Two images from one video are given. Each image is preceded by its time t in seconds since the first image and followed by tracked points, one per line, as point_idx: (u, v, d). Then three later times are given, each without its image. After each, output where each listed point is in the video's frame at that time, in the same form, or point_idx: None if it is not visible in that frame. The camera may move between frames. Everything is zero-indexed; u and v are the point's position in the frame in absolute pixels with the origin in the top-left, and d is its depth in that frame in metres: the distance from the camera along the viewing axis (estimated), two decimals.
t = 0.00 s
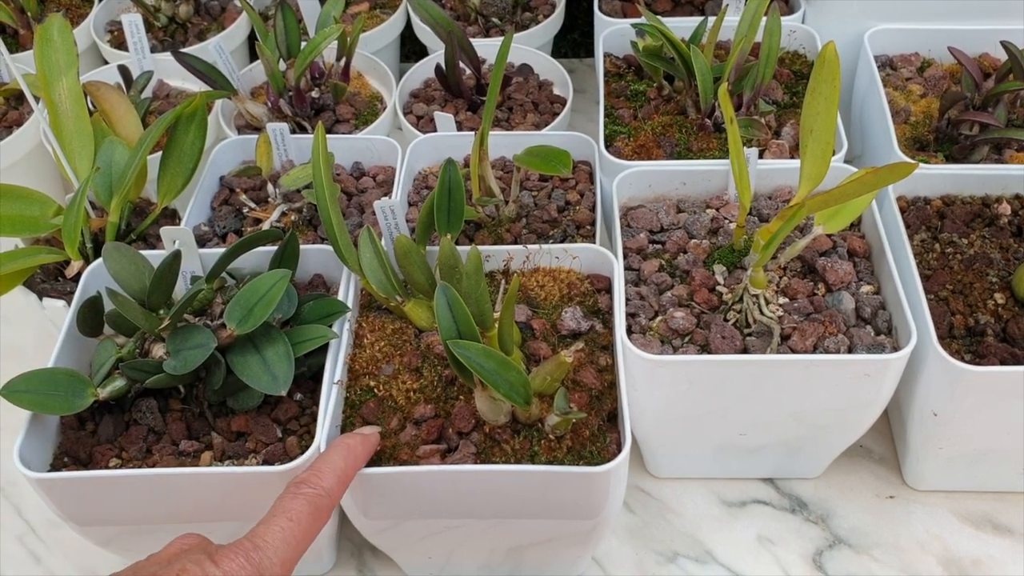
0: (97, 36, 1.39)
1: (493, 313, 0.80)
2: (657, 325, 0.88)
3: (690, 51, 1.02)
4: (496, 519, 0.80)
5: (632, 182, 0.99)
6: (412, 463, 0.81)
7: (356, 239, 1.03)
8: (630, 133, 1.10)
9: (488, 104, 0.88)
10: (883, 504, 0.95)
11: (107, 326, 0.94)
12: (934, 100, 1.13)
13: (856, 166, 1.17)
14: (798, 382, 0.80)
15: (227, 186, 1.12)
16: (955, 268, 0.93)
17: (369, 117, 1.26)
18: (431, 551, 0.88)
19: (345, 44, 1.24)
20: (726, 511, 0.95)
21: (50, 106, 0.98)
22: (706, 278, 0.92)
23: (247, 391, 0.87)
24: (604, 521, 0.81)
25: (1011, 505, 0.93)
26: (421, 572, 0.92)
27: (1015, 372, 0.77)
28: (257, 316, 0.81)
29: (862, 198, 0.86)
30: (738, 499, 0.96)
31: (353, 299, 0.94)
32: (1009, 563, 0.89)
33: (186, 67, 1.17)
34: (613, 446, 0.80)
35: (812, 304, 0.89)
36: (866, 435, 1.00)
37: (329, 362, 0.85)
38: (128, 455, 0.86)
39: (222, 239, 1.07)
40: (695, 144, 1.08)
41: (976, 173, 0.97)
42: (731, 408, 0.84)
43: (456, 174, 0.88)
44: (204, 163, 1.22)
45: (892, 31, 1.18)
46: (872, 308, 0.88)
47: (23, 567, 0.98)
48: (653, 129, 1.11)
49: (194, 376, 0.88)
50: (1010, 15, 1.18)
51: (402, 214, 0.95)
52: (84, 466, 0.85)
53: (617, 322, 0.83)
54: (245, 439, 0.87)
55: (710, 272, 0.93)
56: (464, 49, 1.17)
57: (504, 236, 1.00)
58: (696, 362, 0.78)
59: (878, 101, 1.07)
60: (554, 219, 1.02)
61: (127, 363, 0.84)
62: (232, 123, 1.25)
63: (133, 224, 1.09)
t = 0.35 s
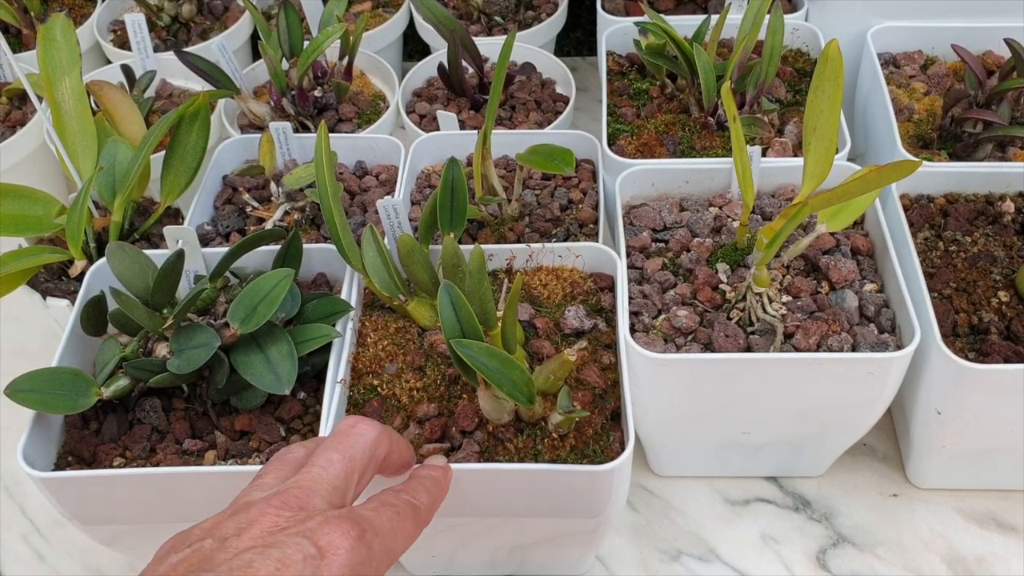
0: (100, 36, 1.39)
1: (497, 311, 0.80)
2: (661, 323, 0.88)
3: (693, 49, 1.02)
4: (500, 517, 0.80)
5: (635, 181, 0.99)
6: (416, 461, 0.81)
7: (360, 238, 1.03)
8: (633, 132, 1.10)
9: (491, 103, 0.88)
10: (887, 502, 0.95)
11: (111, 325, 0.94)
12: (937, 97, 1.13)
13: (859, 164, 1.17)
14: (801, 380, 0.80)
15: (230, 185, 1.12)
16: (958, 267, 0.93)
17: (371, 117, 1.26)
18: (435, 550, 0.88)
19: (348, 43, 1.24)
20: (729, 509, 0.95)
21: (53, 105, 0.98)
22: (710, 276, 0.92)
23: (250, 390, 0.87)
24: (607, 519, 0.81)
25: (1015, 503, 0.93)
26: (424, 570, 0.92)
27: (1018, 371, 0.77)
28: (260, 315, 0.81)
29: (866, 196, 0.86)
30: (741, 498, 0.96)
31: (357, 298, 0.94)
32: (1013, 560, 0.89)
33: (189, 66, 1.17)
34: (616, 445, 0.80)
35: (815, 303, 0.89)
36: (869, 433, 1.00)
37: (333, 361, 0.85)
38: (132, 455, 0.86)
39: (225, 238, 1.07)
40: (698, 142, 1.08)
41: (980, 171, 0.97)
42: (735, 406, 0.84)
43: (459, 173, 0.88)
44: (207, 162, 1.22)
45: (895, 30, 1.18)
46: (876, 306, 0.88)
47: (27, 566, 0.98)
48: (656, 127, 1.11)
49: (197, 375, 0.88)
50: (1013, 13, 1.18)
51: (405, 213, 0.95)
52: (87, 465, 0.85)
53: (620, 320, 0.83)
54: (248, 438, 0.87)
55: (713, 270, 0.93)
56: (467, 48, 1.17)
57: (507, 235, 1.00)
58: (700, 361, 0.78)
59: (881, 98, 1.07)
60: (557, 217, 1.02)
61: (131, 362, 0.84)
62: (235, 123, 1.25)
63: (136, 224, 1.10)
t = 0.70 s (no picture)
0: (100, 36, 1.39)
1: (496, 311, 0.80)
2: (660, 323, 0.88)
3: (693, 49, 1.02)
4: (500, 517, 0.80)
5: (635, 181, 0.99)
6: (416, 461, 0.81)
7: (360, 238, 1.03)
8: (633, 131, 1.10)
9: (491, 102, 0.88)
10: (887, 502, 0.95)
11: (111, 325, 0.94)
12: (937, 97, 1.13)
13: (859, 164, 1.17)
14: (802, 380, 0.80)
15: (230, 185, 1.12)
16: (958, 266, 0.93)
17: (371, 117, 1.26)
18: (435, 550, 0.88)
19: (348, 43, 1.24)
20: (730, 509, 0.95)
21: (53, 106, 0.98)
22: (709, 276, 0.92)
23: (250, 390, 0.87)
24: (607, 520, 0.81)
25: (1015, 503, 0.93)
26: (424, 570, 0.92)
27: (1017, 371, 0.77)
28: (260, 315, 0.81)
29: (865, 195, 0.86)
30: (741, 498, 0.96)
31: (356, 298, 0.94)
32: (1013, 560, 0.89)
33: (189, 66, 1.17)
34: (616, 445, 0.80)
35: (815, 303, 0.89)
36: (869, 433, 1.00)
37: (333, 361, 0.85)
38: (132, 455, 0.86)
39: (225, 238, 1.07)
40: (698, 141, 1.08)
41: (980, 171, 0.97)
42: (735, 406, 0.84)
43: (459, 173, 0.88)
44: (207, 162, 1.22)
45: (895, 30, 1.19)
46: (876, 306, 0.88)
47: (27, 566, 0.98)
48: (655, 127, 1.11)
49: (197, 375, 0.88)
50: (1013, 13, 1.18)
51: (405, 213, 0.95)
52: (87, 465, 0.85)
53: (620, 320, 0.83)
54: (248, 438, 0.87)
55: (713, 270, 0.93)
56: (467, 48, 1.17)
57: (507, 235, 1.00)
58: (701, 361, 0.78)
59: (881, 98, 1.07)
60: (557, 217, 1.02)
61: (130, 362, 0.84)
62: (235, 123, 1.25)
63: (136, 224, 1.10)
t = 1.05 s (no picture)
0: (99, 35, 1.39)
1: (497, 310, 0.80)
2: (660, 322, 0.88)
3: (693, 48, 1.02)
4: (500, 516, 0.80)
5: (635, 180, 0.99)
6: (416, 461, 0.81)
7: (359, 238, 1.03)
8: (633, 131, 1.11)
9: (490, 102, 0.88)
10: (886, 501, 0.95)
11: (110, 325, 0.94)
12: (936, 97, 1.13)
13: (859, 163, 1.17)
14: (802, 379, 0.80)
15: (229, 185, 1.12)
16: (958, 265, 0.93)
17: (371, 116, 1.26)
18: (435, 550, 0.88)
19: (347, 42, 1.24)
20: (730, 509, 0.95)
21: (53, 105, 0.98)
22: (709, 276, 0.92)
23: (249, 389, 0.87)
24: (607, 519, 0.81)
25: (1014, 502, 0.93)
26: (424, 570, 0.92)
27: (1017, 370, 0.77)
28: (260, 314, 0.81)
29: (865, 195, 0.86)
30: (741, 497, 0.96)
31: (356, 298, 0.94)
32: (1013, 559, 0.89)
33: (189, 66, 1.17)
34: (616, 445, 0.80)
35: (815, 302, 0.89)
36: (868, 432, 1.00)
37: (333, 361, 0.85)
38: (131, 454, 0.86)
39: (225, 238, 1.07)
40: (698, 141, 1.08)
41: (979, 170, 0.97)
42: (735, 406, 0.84)
43: (459, 172, 0.88)
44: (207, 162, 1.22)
45: (894, 29, 1.19)
46: (875, 305, 0.88)
47: (27, 565, 0.98)
48: (655, 126, 1.11)
49: (197, 374, 0.88)
50: (1012, 12, 1.18)
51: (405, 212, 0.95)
52: (87, 464, 0.85)
53: (620, 320, 0.83)
54: (248, 438, 0.87)
55: (713, 270, 0.93)
56: (467, 48, 1.17)
57: (507, 234, 1.00)
58: (701, 361, 0.78)
59: (880, 97, 1.07)
60: (556, 217, 1.02)
61: (130, 362, 0.84)
62: (235, 122, 1.25)
63: (136, 223, 1.10)
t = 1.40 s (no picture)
0: (99, 35, 1.39)
1: (496, 311, 0.80)
2: (660, 323, 0.88)
3: (693, 48, 1.02)
4: (500, 517, 0.80)
5: (635, 180, 0.99)
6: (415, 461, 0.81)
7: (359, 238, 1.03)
8: (633, 131, 1.11)
9: (490, 102, 0.88)
10: (887, 501, 0.95)
11: (110, 325, 0.94)
12: (936, 97, 1.13)
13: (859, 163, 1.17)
14: (801, 379, 0.80)
15: (229, 185, 1.12)
16: (958, 265, 0.93)
17: (371, 116, 1.26)
18: (435, 550, 0.88)
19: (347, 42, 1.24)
20: (730, 509, 0.95)
21: (53, 105, 0.98)
22: (709, 276, 0.92)
23: (249, 390, 0.87)
24: (606, 520, 0.81)
25: (1014, 503, 0.93)
26: (424, 570, 0.92)
27: (1017, 370, 0.77)
28: (260, 314, 0.81)
29: (865, 195, 0.86)
30: (741, 497, 0.96)
31: (356, 298, 0.94)
32: (1013, 559, 0.89)
33: (189, 66, 1.17)
34: (616, 445, 0.80)
35: (815, 302, 0.89)
36: (868, 432, 1.00)
37: (333, 361, 0.85)
38: (132, 454, 0.86)
39: (225, 238, 1.07)
40: (697, 141, 1.08)
41: (979, 170, 0.97)
42: (735, 405, 0.84)
43: (459, 172, 0.88)
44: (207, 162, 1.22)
45: (894, 29, 1.19)
46: (875, 306, 0.88)
47: (27, 566, 0.98)
48: (655, 126, 1.11)
49: (197, 375, 0.88)
50: (1012, 12, 1.18)
51: (405, 212, 0.95)
52: (87, 465, 0.85)
53: (620, 320, 0.83)
54: (248, 438, 0.87)
55: (713, 270, 0.93)
56: (467, 48, 1.17)
57: (507, 234, 1.01)
58: (701, 361, 0.78)
59: (880, 97, 1.07)
60: (556, 217, 1.02)
61: (130, 362, 0.84)
62: (235, 122, 1.25)
63: (136, 223, 1.10)
